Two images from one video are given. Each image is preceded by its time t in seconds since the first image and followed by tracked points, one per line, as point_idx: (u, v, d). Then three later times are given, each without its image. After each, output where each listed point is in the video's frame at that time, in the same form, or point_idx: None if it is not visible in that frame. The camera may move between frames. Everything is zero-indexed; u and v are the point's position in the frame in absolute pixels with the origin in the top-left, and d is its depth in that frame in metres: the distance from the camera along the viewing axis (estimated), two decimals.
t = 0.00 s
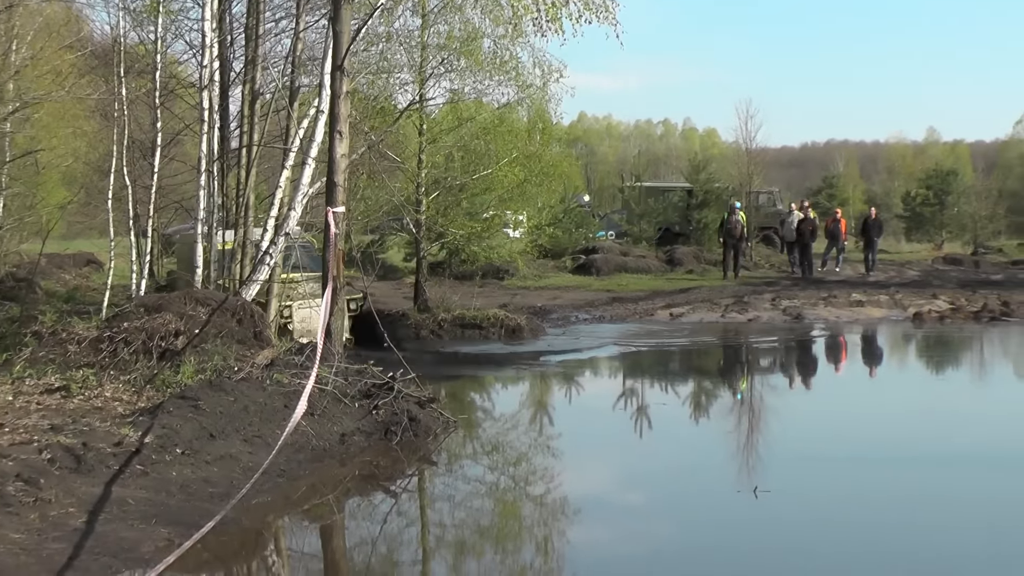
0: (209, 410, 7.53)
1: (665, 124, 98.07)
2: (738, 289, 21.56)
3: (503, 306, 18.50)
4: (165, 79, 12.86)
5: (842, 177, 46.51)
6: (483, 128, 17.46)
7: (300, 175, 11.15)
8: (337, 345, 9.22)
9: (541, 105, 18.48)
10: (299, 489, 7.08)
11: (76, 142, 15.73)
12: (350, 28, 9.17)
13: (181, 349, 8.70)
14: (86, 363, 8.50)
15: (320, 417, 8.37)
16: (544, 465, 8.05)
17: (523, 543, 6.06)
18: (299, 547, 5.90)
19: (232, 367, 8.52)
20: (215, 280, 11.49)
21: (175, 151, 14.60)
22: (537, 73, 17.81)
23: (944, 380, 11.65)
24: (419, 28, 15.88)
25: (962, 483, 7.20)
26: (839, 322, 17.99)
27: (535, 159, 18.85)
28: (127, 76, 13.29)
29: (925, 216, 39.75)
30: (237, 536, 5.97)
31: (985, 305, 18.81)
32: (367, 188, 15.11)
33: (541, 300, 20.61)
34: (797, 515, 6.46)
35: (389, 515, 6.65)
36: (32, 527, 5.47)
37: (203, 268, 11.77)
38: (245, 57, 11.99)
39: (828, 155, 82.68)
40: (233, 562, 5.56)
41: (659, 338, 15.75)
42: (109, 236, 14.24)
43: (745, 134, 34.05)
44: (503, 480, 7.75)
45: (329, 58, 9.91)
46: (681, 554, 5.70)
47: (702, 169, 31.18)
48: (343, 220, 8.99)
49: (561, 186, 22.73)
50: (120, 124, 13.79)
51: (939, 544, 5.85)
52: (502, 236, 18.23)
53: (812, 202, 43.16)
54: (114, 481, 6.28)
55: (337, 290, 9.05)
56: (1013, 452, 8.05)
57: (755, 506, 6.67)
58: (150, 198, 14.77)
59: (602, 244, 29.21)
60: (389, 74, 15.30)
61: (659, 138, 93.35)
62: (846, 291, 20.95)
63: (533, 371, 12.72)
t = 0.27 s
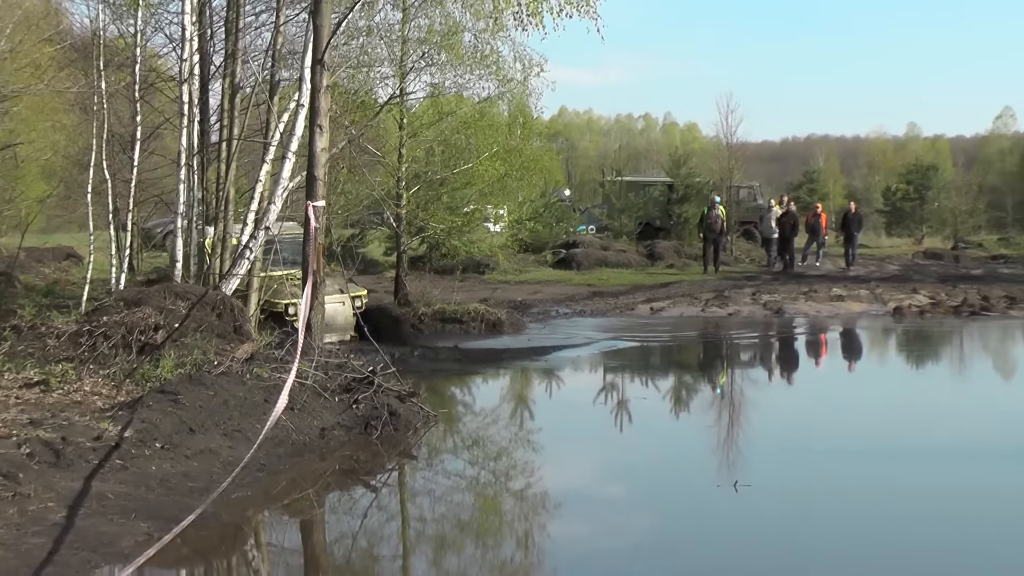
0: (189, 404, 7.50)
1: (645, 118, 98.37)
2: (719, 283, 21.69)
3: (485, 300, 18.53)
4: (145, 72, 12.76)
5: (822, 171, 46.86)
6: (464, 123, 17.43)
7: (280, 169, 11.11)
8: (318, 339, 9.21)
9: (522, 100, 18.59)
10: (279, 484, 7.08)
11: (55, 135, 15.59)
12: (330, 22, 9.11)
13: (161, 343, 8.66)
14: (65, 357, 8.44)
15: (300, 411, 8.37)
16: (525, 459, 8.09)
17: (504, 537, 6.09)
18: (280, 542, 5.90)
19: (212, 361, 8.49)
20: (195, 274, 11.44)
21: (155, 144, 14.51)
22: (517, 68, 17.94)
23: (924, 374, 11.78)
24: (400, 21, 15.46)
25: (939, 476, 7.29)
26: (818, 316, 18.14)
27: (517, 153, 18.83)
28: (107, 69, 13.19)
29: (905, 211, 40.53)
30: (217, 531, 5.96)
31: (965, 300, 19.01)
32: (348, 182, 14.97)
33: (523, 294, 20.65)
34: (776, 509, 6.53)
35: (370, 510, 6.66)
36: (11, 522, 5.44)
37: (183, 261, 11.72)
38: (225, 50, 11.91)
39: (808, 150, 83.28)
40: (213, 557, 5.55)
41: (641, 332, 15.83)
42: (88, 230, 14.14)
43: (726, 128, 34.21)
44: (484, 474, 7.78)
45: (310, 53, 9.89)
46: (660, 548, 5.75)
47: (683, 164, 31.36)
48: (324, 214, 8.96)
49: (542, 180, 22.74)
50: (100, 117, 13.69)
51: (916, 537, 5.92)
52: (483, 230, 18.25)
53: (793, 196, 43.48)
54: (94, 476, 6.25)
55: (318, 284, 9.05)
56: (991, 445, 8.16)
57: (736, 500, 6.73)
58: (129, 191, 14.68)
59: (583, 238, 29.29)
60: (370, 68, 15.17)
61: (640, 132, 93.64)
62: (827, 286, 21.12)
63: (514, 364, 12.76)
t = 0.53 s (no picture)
0: (170, 400, 7.48)
1: (628, 113, 98.57)
2: (700, 278, 21.80)
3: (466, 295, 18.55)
4: (126, 67, 12.69)
5: (804, 167, 47.23)
6: (446, 117, 17.49)
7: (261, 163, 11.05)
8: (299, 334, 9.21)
9: (503, 95, 18.72)
10: (260, 479, 7.07)
11: (34, 130, 15.48)
12: (311, 17, 9.09)
13: (141, 338, 8.62)
14: (45, 352, 8.41)
15: (281, 406, 8.37)
16: (507, 454, 8.12)
17: (485, 532, 6.12)
18: (261, 538, 5.89)
19: (193, 357, 8.47)
20: (176, 269, 11.39)
21: (135, 139, 14.42)
22: (499, 62, 18.21)
23: (905, 369, 11.90)
24: (381, 16, 15.76)
25: (918, 470, 7.38)
26: (799, 310, 18.27)
27: (497, 148, 18.96)
28: (87, 64, 13.12)
29: (887, 206, 41.09)
30: (198, 527, 5.96)
31: (946, 295, 19.20)
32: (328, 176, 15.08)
33: (504, 289, 20.69)
34: (756, 503, 6.59)
35: (351, 505, 6.67)
36: None
37: (163, 256, 11.66)
38: (206, 45, 11.85)
39: (790, 145, 83.72)
40: (194, 552, 5.55)
41: (623, 327, 15.90)
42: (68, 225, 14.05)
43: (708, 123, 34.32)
44: (465, 469, 7.80)
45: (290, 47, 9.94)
46: (640, 542, 5.80)
47: (664, 159, 31.48)
48: (305, 209, 8.95)
49: (523, 176, 22.71)
50: (80, 112, 13.61)
51: (892, 530, 5.99)
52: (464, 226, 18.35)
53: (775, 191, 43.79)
54: (74, 471, 6.23)
55: (299, 280, 9.04)
56: (969, 439, 8.25)
57: (716, 494, 6.79)
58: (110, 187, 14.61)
59: (565, 233, 29.38)
60: (351, 63, 15.01)
61: (622, 128, 93.91)
62: (808, 281, 21.27)
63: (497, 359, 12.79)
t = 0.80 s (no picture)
0: (162, 397, 7.48)
1: (620, 111, 98.63)
2: (692, 276, 21.82)
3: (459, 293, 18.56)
4: (117, 64, 12.63)
5: (795, 165, 47.38)
6: (437, 115, 17.67)
7: (253, 161, 11.03)
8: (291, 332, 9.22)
9: (495, 93, 18.77)
10: (252, 477, 7.07)
11: (26, 127, 15.42)
12: (304, 14, 9.09)
13: (133, 336, 8.61)
14: (37, 350, 8.40)
15: (273, 404, 8.37)
16: (500, 452, 8.13)
17: (477, 530, 6.14)
18: (252, 536, 5.90)
19: (184, 354, 8.47)
20: (168, 267, 11.38)
21: (127, 137, 14.38)
22: (491, 60, 18.24)
23: (896, 367, 11.96)
24: (373, 15, 15.26)
25: (909, 468, 7.41)
26: (791, 308, 18.33)
27: (489, 146, 19.03)
28: (78, 62, 13.08)
29: (879, 204, 41.24)
30: (189, 524, 5.96)
31: (937, 294, 19.29)
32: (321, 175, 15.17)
33: (496, 287, 20.71)
34: (747, 501, 6.62)
35: (343, 503, 6.67)
36: None
37: (155, 254, 11.63)
38: (198, 43, 11.81)
39: (782, 142, 83.89)
40: (186, 550, 5.55)
41: (616, 325, 15.93)
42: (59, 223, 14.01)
43: (700, 121, 34.31)
44: (457, 466, 7.81)
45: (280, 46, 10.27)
46: (632, 540, 5.81)
47: (656, 157, 31.08)
48: (297, 207, 8.95)
49: (515, 173, 22.72)
50: (71, 109, 13.55)
51: (883, 528, 6.02)
52: (456, 223, 18.49)
53: (766, 189, 43.94)
54: (65, 469, 6.23)
55: (291, 277, 9.05)
56: (960, 437, 8.29)
57: (708, 492, 6.82)
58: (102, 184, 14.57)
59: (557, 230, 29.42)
60: (343, 61, 14.76)
61: (614, 125, 94.04)
62: (800, 279, 21.34)
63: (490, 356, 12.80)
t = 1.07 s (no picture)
0: (149, 396, 7.46)
1: (608, 110, 98.73)
2: (680, 274, 21.88)
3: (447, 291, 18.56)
4: (105, 62, 12.56)
5: (783, 163, 47.62)
6: (426, 114, 17.70)
7: (240, 160, 11.01)
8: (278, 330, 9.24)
9: (482, 91, 18.82)
10: (239, 475, 7.06)
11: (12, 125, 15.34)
12: (292, 13, 9.06)
13: (120, 334, 8.58)
14: (24, 348, 8.37)
15: (260, 402, 8.37)
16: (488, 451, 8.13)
17: (464, 529, 6.14)
18: (239, 535, 5.89)
19: (171, 353, 8.44)
20: (156, 265, 11.35)
21: (114, 135, 14.32)
22: (479, 59, 18.32)
23: (884, 365, 12.03)
24: (361, 13, 15.54)
25: (895, 467, 7.45)
26: (779, 306, 18.41)
27: (478, 144, 19.04)
28: (65, 60, 13.03)
29: (867, 202, 41.50)
30: (176, 523, 5.95)
31: (925, 292, 19.41)
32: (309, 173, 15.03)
33: (485, 285, 20.72)
34: (734, 500, 6.64)
35: (330, 501, 6.66)
36: None
37: (142, 252, 11.60)
38: (185, 41, 11.77)
39: (770, 141, 84.19)
40: (173, 549, 5.54)
41: (604, 323, 15.97)
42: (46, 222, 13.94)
43: (689, 119, 34.42)
44: (444, 465, 7.82)
45: (269, 47, 10.27)
46: (619, 539, 5.83)
47: (644, 155, 31.18)
48: (285, 205, 8.93)
49: (502, 172, 22.74)
50: (58, 107, 13.49)
51: (868, 526, 6.06)
52: (443, 222, 18.52)
53: (754, 187, 44.13)
54: (51, 468, 6.20)
55: (278, 275, 9.03)
56: (947, 436, 8.33)
57: (695, 491, 6.84)
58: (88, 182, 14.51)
59: (545, 229, 29.47)
60: (332, 59, 14.86)
61: (602, 124, 94.19)
62: (788, 277, 21.44)
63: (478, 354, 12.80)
